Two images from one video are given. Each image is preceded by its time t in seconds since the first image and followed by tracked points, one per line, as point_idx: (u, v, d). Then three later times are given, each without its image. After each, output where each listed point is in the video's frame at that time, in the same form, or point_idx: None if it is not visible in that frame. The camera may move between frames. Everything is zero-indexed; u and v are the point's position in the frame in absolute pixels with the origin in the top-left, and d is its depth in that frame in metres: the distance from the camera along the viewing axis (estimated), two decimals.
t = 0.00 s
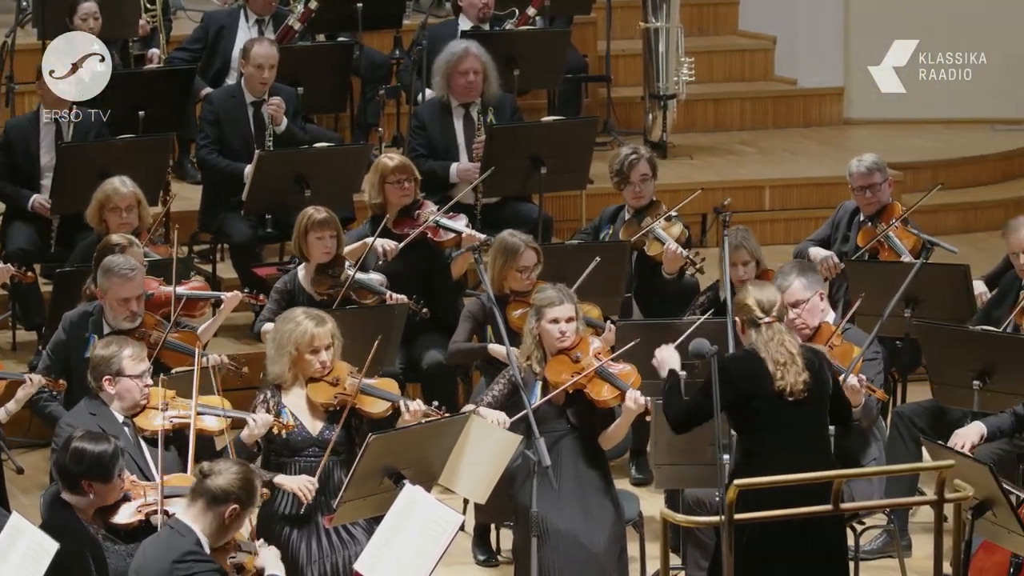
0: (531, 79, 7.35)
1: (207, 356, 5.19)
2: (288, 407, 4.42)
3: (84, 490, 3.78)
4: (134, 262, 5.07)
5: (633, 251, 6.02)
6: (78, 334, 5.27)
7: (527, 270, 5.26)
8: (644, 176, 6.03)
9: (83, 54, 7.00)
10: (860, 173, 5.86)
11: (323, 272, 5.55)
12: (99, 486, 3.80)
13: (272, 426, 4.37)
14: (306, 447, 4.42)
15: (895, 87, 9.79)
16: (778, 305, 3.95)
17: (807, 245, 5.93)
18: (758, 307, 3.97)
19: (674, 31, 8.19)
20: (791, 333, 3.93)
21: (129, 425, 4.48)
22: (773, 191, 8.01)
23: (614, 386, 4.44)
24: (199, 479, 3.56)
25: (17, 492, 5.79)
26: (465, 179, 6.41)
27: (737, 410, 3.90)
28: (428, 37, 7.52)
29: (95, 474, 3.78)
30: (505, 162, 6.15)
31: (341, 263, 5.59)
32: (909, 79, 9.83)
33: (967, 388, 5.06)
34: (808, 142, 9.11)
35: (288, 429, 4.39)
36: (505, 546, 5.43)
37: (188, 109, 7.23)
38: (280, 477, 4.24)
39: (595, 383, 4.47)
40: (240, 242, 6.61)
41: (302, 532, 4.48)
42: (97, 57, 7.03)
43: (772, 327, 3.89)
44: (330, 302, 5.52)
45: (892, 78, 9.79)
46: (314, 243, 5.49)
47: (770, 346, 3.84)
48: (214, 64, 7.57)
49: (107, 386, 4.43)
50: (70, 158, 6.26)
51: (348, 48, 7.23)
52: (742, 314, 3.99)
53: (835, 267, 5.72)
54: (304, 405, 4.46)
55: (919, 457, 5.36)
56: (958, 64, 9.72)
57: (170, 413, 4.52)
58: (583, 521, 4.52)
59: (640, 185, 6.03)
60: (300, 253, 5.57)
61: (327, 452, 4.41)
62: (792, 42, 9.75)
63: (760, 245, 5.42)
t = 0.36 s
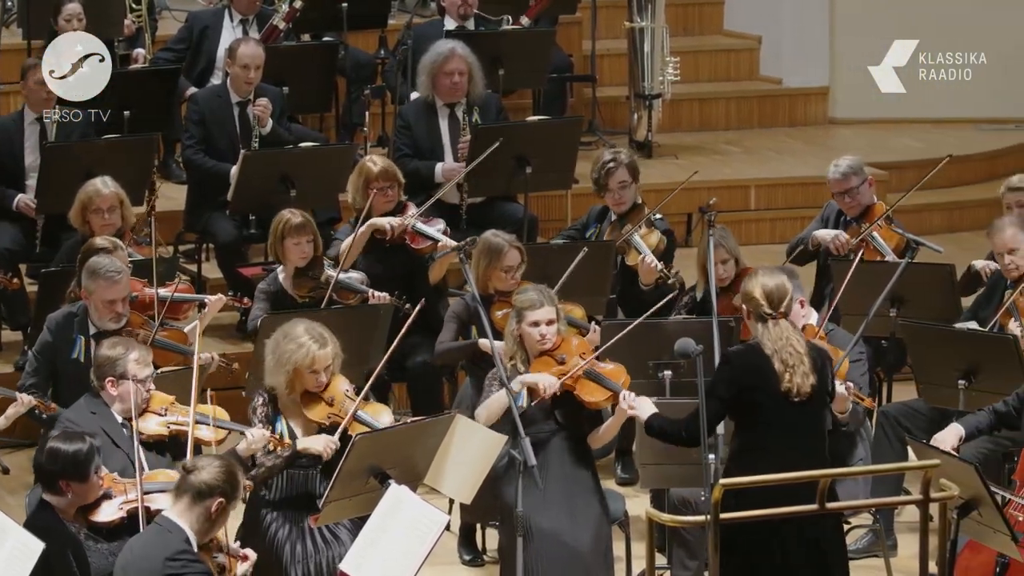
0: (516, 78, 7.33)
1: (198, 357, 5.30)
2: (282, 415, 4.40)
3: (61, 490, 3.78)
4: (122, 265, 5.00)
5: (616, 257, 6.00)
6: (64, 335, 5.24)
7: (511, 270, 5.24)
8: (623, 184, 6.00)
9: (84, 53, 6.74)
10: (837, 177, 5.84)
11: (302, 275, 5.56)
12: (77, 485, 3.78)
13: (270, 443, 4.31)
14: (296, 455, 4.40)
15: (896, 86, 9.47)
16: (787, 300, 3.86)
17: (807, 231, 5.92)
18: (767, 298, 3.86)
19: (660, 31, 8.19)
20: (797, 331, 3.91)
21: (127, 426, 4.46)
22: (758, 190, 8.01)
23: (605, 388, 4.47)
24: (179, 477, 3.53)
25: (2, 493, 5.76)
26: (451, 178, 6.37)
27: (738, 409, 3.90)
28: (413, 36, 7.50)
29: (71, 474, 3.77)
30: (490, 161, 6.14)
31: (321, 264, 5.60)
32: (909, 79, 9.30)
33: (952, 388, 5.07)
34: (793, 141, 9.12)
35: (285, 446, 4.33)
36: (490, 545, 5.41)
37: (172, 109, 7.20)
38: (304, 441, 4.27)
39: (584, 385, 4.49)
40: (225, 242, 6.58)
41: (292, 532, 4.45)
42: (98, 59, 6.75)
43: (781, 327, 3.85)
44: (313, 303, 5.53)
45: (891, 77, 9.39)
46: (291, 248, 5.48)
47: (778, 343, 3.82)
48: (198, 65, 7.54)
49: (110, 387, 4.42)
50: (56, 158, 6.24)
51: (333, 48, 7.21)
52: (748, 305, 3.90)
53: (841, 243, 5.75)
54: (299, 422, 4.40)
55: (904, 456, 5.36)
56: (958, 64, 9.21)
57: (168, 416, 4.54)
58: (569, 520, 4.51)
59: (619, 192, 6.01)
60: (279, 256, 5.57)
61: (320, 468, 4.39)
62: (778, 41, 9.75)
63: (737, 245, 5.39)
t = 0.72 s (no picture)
0: (491, 78, 7.32)
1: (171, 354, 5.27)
2: (255, 413, 4.36)
3: (28, 477, 3.84)
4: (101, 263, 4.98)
5: (594, 259, 6.01)
6: (43, 331, 5.19)
7: (489, 267, 5.24)
8: (609, 185, 6.01)
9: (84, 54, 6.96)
10: (825, 171, 5.85)
11: (276, 278, 5.52)
12: (43, 469, 3.84)
13: (262, 443, 4.31)
14: (272, 454, 4.35)
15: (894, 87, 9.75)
16: (739, 294, 3.91)
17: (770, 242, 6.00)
18: (720, 292, 3.91)
19: (636, 31, 8.18)
20: (747, 326, 3.92)
21: (121, 425, 4.44)
22: (735, 190, 8.01)
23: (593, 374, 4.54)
24: (111, 476, 3.67)
25: None
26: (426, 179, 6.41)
27: (688, 409, 3.88)
28: (388, 35, 7.48)
29: (36, 460, 3.84)
30: (467, 160, 6.12)
31: (297, 270, 5.56)
32: (909, 79, 9.52)
33: (928, 387, 5.08)
34: (769, 140, 9.13)
35: (277, 445, 4.34)
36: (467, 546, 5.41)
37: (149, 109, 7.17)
38: (245, 488, 4.20)
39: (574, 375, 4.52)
40: (201, 242, 6.55)
41: (268, 532, 4.47)
42: (97, 59, 6.97)
43: (731, 320, 3.86)
44: (285, 305, 5.50)
45: (892, 78, 9.50)
46: (268, 251, 5.46)
47: (729, 341, 3.82)
48: (174, 65, 7.51)
49: (109, 385, 4.39)
50: (32, 158, 6.21)
51: (308, 47, 7.18)
52: (702, 300, 3.94)
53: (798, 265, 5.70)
54: (273, 414, 4.40)
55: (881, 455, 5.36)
56: (959, 64, 9.39)
57: (161, 415, 4.48)
58: (547, 519, 4.49)
59: (605, 193, 6.01)
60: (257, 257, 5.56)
61: (296, 462, 4.33)
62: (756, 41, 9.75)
63: (717, 241, 5.53)
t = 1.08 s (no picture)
0: (466, 76, 7.30)
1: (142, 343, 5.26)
2: (226, 406, 4.44)
3: None
4: (66, 257, 5.02)
5: (574, 256, 5.99)
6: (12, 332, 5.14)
7: (467, 264, 5.22)
8: (591, 182, 5.99)
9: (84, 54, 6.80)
10: (800, 169, 5.84)
11: (252, 278, 5.51)
12: (16, 468, 3.86)
13: (229, 429, 4.41)
14: (245, 445, 4.45)
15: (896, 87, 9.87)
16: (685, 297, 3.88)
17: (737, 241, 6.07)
18: (665, 295, 3.87)
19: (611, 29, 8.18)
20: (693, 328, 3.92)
21: (85, 424, 4.41)
22: (710, 188, 8.01)
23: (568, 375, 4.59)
24: (68, 485, 3.67)
25: None
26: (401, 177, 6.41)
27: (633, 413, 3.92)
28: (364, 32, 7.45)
29: (6, 459, 3.84)
30: (441, 158, 6.11)
31: (272, 269, 5.55)
32: (909, 79, 9.90)
33: (903, 385, 5.09)
34: (744, 138, 9.14)
35: (243, 431, 4.42)
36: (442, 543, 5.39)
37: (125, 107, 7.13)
38: (223, 477, 4.32)
39: (546, 373, 4.56)
40: (176, 241, 6.52)
41: (241, 531, 4.52)
42: (98, 60, 6.80)
43: (674, 324, 3.86)
44: (263, 305, 5.48)
45: (892, 78, 9.87)
46: (244, 253, 5.44)
47: (672, 344, 3.82)
48: (150, 63, 7.48)
49: (68, 384, 4.36)
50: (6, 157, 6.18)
51: (284, 45, 7.15)
52: (647, 303, 3.92)
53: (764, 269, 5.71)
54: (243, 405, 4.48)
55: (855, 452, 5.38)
56: (959, 64, 9.86)
57: (125, 412, 4.54)
58: (519, 515, 4.48)
59: (586, 190, 6.00)
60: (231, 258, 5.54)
61: (269, 449, 4.45)
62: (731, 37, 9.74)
63: (696, 239, 5.52)
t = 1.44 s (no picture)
0: (433, 73, 7.28)
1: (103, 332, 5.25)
2: (191, 402, 4.45)
3: None
4: (23, 251, 5.05)
5: (542, 251, 5.99)
6: None
7: (441, 260, 5.19)
8: (558, 177, 5.99)
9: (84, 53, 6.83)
10: (768, 166, 5.85)
11: (217, 275, 5.50)
12: None
13: (180, 422, 4.39)
14: (211, 441, 4.45)
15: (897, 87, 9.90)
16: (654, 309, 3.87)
17: (705, 236, 6.09)
18: (634, 307, 3.86)
19: (578, 25, 8.19)
20: (665, 341, 3.95)
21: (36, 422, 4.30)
22: (677, 184, 8.00)
23: (534, 379, 4.47)
24: (34, 484, 3.64)
25: None
26: (368, 174, 6.38)
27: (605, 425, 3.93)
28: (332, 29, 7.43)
29: None
30: (408, 155, 6.09)
31: (237, 266, 5.54)
32: (909, 79, 9.96)
33: (870, 380, 5.09)
34: (712, 134, 9.15)
35: (195, 424, 4.41)
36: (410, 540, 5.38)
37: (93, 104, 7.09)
38: (188, 464, 4.34)
39: (511, 375, 4.47)
40: (143, 237, 6.49)
41: (208, 526, 4.51)
42: (98, 60, 6.90)
43: (643, 338, 3.87)
44: (229, 301, 5.45)
45: (892, 78, 9.89)
46: (207, 249, 5.43)
47: (644, 356, 3.85)
48: (118, 60, 7.43)
49: (14, 386, 4.26)
50: None
51: (250, 42, 7.12)
52: (617, 315, 3.91)
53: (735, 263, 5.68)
54: (207, 400, 4.47)
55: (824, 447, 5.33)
56: (959, 64, 9.94)
57: (76, 407, 4.45)
58: (486, 511, 4.46)
59: (553, 184, 6.00)
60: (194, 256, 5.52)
61: (233, 445, 4.44)
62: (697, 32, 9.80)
63: (667, 234, 5.49)
